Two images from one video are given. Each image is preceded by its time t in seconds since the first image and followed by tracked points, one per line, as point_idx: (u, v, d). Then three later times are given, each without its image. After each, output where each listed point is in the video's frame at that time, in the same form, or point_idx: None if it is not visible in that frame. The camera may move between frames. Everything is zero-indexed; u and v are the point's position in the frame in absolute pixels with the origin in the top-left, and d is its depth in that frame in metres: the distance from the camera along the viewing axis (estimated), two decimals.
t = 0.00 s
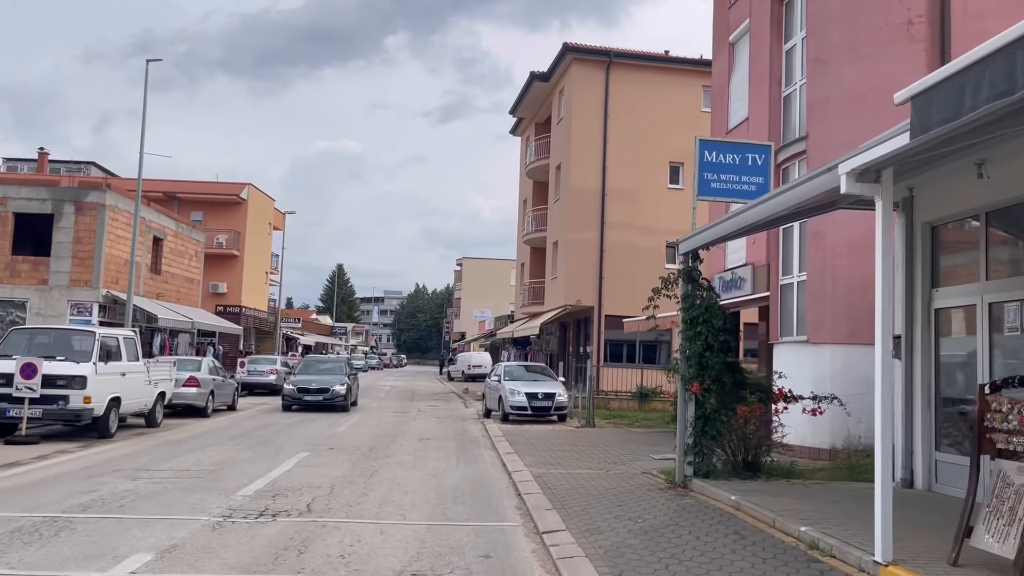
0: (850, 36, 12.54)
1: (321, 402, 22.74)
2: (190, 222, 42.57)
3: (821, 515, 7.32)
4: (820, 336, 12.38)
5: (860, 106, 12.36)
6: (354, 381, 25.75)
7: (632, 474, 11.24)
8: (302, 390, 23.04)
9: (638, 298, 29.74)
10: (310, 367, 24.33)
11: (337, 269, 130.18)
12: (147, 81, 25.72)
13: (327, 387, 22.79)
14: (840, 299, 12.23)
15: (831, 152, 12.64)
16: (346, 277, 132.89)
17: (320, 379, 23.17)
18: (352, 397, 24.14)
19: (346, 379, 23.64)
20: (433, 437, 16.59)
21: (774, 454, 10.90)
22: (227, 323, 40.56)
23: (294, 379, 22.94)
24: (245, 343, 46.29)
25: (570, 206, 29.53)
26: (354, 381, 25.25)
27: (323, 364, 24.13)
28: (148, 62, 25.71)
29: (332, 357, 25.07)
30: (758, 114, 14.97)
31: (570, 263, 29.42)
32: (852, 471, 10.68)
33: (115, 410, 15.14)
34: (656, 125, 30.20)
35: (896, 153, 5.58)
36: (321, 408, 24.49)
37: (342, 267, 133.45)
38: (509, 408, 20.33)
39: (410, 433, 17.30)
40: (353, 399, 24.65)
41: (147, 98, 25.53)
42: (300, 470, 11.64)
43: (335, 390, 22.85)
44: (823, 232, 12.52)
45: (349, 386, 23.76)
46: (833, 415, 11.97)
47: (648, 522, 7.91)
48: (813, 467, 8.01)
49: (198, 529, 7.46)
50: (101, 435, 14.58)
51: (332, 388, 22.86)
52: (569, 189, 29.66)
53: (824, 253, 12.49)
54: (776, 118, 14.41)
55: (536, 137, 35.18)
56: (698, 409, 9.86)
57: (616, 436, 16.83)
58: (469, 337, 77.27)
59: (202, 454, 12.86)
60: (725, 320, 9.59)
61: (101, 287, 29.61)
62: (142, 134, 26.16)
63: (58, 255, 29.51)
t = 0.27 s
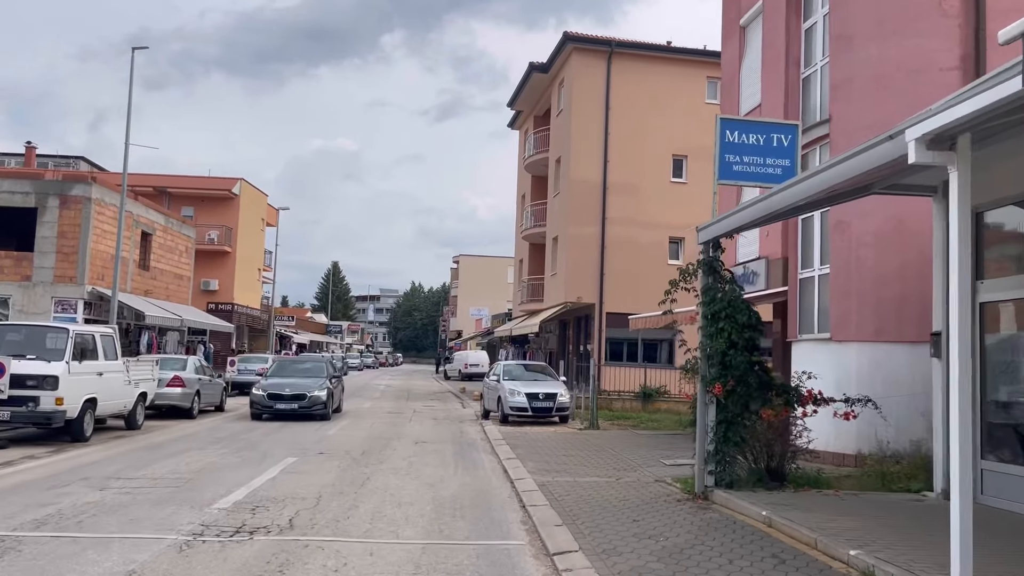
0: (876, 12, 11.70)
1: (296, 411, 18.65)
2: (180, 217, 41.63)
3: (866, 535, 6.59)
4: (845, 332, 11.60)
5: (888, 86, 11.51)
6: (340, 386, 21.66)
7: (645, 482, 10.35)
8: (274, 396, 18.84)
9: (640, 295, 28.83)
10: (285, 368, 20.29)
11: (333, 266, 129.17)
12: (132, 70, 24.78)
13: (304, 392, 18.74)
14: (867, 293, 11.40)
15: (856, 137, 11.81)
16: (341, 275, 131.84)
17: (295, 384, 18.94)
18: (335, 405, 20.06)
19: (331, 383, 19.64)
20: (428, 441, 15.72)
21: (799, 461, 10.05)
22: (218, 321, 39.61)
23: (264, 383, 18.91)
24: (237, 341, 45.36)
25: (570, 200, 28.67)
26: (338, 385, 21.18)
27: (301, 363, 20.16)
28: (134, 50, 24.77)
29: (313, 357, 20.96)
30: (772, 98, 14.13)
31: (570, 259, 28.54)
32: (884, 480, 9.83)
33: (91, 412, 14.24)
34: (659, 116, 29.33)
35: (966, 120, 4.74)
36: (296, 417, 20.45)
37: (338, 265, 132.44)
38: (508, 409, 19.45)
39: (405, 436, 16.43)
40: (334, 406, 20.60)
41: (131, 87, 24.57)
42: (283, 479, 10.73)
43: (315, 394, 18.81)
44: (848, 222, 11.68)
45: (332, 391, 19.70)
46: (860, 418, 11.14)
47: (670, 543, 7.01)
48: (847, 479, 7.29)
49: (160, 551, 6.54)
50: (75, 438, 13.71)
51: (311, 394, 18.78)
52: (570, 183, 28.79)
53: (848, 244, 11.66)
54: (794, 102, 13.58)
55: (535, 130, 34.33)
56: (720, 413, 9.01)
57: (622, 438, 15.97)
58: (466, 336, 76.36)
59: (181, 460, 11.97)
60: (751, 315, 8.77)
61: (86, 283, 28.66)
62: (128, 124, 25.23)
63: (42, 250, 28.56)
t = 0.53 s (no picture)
0: None
1: (256, 420, 15.16)
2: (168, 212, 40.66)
3: (920, 563, 5.83)
4: (869, 329, 10.74)
5: (917, 63, 10.68)
6: (315, 391, 18.20)
7: (654, 492, 9.50)
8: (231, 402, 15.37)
9: (641, 291, 27.98)
10: (248, 368, 16.84)
11: (326, 264, 128.12)
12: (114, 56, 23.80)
13: (266, 397, 15.25)
14: (895, 287, 10.51)
15: (882, 118, 10.98)
16: (335, 273, 130.79)
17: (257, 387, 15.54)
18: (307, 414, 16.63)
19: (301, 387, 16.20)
20: (421, 444, 14.85)
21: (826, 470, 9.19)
22: (207, 318, 38.66)
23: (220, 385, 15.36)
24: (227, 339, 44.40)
25: (569, 193, 27.81)
26: (312, 390, 17.72)
27: (268, 362, 16.78)
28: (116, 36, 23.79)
29: (280, 355, 17.50)
30: (788, 80, 13.29)
31: (569, 254, 27.68)
32: (919, 490, 8.98)
33: (60, 414, 13.32)
34: (661, 108, 28.48)
35: None
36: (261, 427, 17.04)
37: (331, 263, 131.41)
38: (505, 410, 18.59)
39: (397, 438, 15.56)
40: (307, 415, 17.22)
41: (113, 75, 23.65)
42: (263, 488, 9.85)
43: (281, 400, 15.33)
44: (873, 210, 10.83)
45: (303, 397, 16.24)
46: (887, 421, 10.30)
47: (695, 565, 6.13)
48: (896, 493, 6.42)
49: None
50: (44, 442, 12.87)
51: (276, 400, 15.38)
52: (569, 176, 27.93)
53: (873, 234, 10.81)
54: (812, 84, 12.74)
55: (532, 122, 33.46)
56: (742, 416, 8.16)
57: (626, 441, 15.13)
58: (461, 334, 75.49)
59: (153, 466, 11.08)
60: (777, 308, 7.92)
61: (68, 279, 27.70)
62: (109, 112, 24.25)
63: (22, 245, 27.58)
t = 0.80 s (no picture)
0: None
1: (194, 438, 11.95)
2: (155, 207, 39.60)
3: None
4: (898, 325, 9.92)
5: (949, 35, 9.83)
6: (280, 398, 15.03)
7: (666, 505, 8.65)
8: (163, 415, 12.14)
9: (640, 288, 27.13)
10: (196, 371, 13.68)
11: (319, 262, 127.12)
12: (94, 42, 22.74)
13: (209, 409, 12.04)
14: (925, 279, 9.69)
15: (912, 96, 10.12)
16: (328, 271, 129.70)
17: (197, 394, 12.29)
18: (265, 428, 13.43)
19: (257, 394, 13.01)
20: (412, 449, 13.96)
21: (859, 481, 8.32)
22: (194, 316, 37.68)
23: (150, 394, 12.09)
24: (215, 337, 43.41)
25: (567, 187, 26.93)
26: (276, 397, 14.54)
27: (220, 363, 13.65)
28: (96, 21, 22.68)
29: (237, 355, 14.28)
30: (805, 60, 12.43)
31: (566, 249, 26.80)
32: (960, 504, 8.11)
33: (23, 417, 12.38)
34: (661, 99, 27.63)
35: None
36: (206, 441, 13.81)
37: (324, 261, 130.58)
38: (501, 412, 17.71)
39: (387, 442, 14.72)
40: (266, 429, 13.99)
41: (93, 60, 22.64)
42: (235, 500, 8.94)
43: (226, 413, 12.09)
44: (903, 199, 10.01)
45: (259, 407, 13.03)
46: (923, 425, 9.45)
47: None
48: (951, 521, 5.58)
49: None
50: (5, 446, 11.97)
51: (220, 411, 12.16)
52: (566, 169, 27.05)
53: (902, 226, 9.98)
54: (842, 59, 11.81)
55: (528, 115, 32.58)
56: (769, 425, 7.28)
57: (629, 445, 14.28)
58: (455, 332, 74.64)
59: (120, 474, 10.17)
60: (807, 302, 7.09)
61: (48, 275, 26.70)
62: (88, 101, 23.23)
63: None
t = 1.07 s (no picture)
0: None
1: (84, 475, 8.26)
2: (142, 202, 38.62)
3: None
4: (932, 321, 9.08)
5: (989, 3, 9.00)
6: (227, 408, 11.50)
7: (681, 520, 7.81)
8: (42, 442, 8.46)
9: (640, 285, 26.27)
10: (107, 371, 10.01)
11: (312, 261, 126.07)
12: (72, 27, 21.78)
13: (105, 432, 8.32)
14: (961, 273, 8.84)
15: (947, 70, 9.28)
16: (322, 270, 128.63)
17: (88, 413, 8.54)
18: (195, 456, 9.73)
19: (184, 410, 9.33)
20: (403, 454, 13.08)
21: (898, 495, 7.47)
22: (181, 314, 36.72)
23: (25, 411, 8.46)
24: (203, 336, 42.42)
25: (564, 180, 26.07)
26: (219, 410, 10.98)
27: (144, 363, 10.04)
28: (74, 6, 21.72)
29: (168, 352, 10.63)
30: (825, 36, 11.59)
31: (564, 245, 25.94)
32: (1010, 520, 7.27)
33: None
34: (661, 90, 26.80)
35: None
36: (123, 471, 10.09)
37: (317, 259, 129.53)
38: (497, 413, 16.82)
39: (377, 447, 13.83)
40: (205, 451, 10.30)
41: (71, 45, 21.68)
42: (201, 515, 8.03)
43: (129, 439, 8.36)
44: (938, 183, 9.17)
45: (187, 427, 9.33)
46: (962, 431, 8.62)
47: None
48: None
49: None
50: None
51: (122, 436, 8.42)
52: (564, 161, 26.18)
53: (937, 213, 9.13)
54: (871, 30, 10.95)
55: (524, 107, 31.72)
56: (804, 433, 6.41)
57: (633, 449, 13.42)
58: (450, 331, 73.78)
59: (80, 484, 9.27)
60: (848, 294, 6.24)
61: (26, 271, 25.72)
62: (66, 89, 22.25)
63: None
